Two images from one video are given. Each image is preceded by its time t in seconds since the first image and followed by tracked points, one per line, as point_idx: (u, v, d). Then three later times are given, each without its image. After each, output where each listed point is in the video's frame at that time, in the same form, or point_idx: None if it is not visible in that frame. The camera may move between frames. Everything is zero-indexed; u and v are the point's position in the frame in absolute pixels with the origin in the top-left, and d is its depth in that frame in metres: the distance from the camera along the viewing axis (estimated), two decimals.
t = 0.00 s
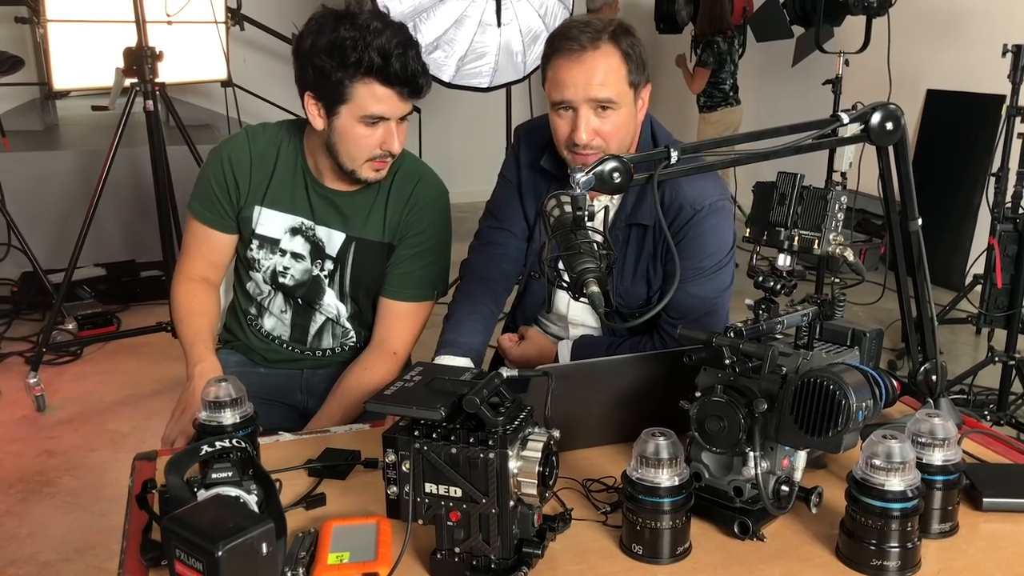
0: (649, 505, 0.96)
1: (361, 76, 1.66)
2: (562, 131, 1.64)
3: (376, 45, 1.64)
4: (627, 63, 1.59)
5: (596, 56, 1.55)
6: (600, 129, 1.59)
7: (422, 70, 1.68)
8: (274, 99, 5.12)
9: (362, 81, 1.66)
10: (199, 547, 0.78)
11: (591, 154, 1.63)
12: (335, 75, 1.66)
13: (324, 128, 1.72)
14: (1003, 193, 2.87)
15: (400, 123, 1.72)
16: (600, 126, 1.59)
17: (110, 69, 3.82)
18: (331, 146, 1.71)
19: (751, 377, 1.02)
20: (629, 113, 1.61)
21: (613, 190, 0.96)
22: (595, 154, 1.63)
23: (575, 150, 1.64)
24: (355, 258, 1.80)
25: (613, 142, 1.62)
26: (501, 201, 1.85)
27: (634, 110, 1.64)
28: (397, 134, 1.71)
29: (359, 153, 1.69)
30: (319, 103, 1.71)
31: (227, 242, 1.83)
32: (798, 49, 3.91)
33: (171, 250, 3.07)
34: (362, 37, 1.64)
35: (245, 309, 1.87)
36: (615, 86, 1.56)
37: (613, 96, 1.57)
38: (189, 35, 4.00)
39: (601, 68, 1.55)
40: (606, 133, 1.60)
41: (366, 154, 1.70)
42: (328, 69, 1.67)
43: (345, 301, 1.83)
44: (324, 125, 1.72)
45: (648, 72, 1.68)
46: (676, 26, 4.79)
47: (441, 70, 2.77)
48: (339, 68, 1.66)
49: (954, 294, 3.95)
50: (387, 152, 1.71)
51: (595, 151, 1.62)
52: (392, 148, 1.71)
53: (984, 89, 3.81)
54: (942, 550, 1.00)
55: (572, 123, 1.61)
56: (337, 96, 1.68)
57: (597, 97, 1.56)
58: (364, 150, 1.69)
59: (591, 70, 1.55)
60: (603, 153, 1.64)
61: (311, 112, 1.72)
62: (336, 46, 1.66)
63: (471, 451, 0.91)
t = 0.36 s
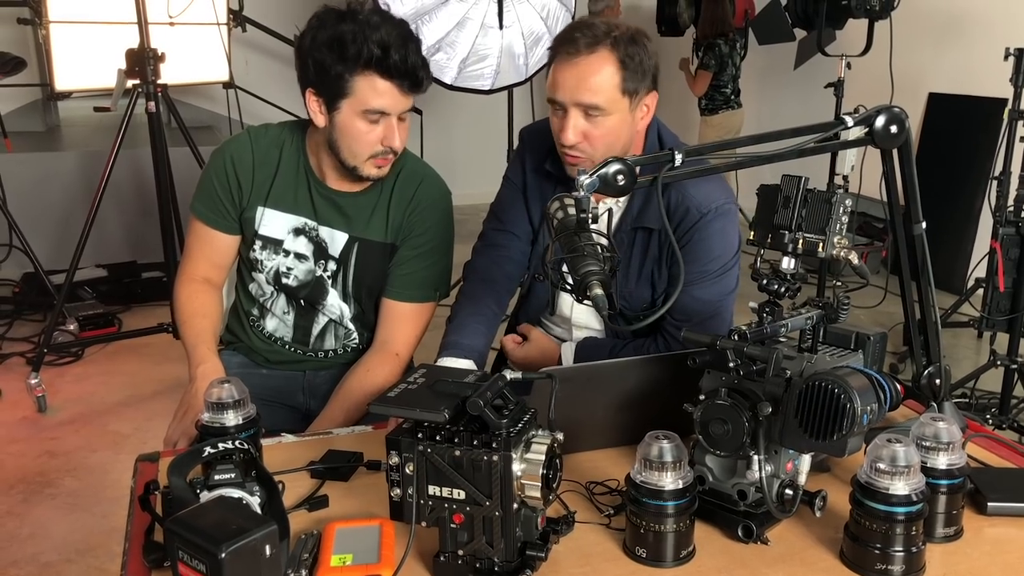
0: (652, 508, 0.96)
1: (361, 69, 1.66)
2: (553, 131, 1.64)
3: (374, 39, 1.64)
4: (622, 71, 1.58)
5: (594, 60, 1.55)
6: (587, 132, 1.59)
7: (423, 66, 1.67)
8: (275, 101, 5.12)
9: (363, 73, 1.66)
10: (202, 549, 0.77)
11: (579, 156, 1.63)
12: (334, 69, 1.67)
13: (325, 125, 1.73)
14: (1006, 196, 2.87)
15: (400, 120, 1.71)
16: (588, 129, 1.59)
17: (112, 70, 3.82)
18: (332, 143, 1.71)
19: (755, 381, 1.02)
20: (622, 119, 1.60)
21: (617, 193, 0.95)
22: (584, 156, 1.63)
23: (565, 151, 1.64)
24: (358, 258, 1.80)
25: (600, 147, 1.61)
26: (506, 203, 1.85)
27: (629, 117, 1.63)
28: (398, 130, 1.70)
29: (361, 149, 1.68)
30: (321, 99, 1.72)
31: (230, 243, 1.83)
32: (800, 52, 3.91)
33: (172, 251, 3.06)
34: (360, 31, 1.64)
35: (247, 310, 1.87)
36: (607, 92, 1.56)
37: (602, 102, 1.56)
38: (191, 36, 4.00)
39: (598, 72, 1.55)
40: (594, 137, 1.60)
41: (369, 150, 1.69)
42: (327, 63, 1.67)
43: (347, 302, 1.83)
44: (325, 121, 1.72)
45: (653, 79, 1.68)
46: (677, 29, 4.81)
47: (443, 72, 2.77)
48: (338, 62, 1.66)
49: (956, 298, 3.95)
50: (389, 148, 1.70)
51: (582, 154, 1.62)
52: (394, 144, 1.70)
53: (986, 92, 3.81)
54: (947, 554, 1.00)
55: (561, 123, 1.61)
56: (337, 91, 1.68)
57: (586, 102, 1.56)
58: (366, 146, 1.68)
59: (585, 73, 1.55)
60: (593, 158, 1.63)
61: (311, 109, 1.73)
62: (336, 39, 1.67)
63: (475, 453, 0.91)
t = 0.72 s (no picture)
0: (652, 508, 0.95)
1: (355, 56, 1.66)
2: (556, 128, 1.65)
3: (367, 26, 1.65)
4: (625, 74, 1.57)
5: (596, 61, 1.55)
6: (585, 131, 1.59)
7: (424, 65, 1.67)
8: (275, 99, 5.11)
9: (357, 62, 1.66)
10: (200, 548, 0.77)
11: (578, 154, 1.63)
12: (329, 59, 1.67)
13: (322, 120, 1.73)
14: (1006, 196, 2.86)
15: (398, 108, 1.71)
16: (586, 129, 1.59)
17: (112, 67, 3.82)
18: (330, 137, 1.71)
19: (756, 381, 1.01)
20: (623, 123, 1.60)
21: (618, 192, 0.95)
22: (583, 156, 1.63)
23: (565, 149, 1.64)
24: (356, 257, 1.79)
25: (599, 147, 1.61)
26: (508, 201, 1.84)
27: (631, 121, 1.62)
28: (396, 119, 1.71)
29: (359, 140, 1.68)
30: (316, 94, 1.72)
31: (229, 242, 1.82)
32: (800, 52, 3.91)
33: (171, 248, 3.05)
34: (352, 20, 1.66)
35: (246, 308, 1.86)
36: (607, 94, 1.55)
37: (601, 105, 1.56)
38: (191, 33, 4.00)
39: (599, 73, 1.55)
40: (591, 137, 1.60)
41: (367, 141, 1.68)
42: (322, 52, 1.68)
43: (346, 301, 1.83)
44: (321, 116, 1.72)
45: (660, 86, 1.66)
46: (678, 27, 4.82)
47: (443, 70, 2.77)
48: (333, 51, 1.67)
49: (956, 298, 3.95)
50: (388, 138, 1.70)
51: (581, 153, 1.62)
52: (392, 133, 1.70)
53: (986, 93, 3.80)
54: (948, 555, 0.99)
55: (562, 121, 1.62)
56: (332, 82, 1.68)
57: (584, 102, 1.56)
58: (365, 136, 1.68)
59: (585, 74, 1.55)
60: (592, 157, 1.63)
61: (308, 104, 1.74)
62: (331, 30, 1.67)
63: (474, 452, 0.90)
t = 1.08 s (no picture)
0: (651, 507, 0.95)
1: (345, 16, 1.66)
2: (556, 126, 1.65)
3: None
4: (627, 75, 1.57)
5: (597, 60, 1.54)
6: (583, 130, 1.59)
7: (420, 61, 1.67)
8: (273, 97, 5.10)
9: (346, 20, 1.66)
10: (196, 549, 0.76)
11: (576, 152, 1.63)
12: (318, 18, 1.67)
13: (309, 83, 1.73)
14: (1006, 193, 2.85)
15: (384, 70, 1.72)
16: (584, 128, 1.59)
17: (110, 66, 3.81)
18: (316, 102, 1.71)
19: (755, 379, 1.01)
20: (622, 123, 1.59)
21: (617, 190, 0.94)
22: (580, 154, 1.63)
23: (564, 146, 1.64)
24: (348, 240, 1.79)
25: (595, 147, 1.62)
26: (507, 200, 1.83)
27: (631, 122, 1.62)
28: (383, 80, 1.72)
29: (346, 101, 1.69)
30: (303, 56, 1.72)
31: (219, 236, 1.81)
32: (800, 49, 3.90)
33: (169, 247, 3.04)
34: None
35: (240, 306, 1.85)
36: (607, 94, 1.55)
37: (600, 105, 1.56)
38: (189, 32, 3.99)
39: (599, 73, 1.54)
40: (589, 136, 1.60)
41: (354, 102, 1.70)
42: (311, 14, 1.67)
43: (339, 285, 1.82)
44: (308, 82, 1.73)
45: (663, 88, 1.65)
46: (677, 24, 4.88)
47: (442, 68, 2.76)
48: (323, 9, 1.66)
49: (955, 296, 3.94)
50: (375, 99, 1.71)
51: (579, 152, 1.62)
52: (379, 94, 1.72)
53: (986, 90, 3.79)
54: (948, 554, 0.99)
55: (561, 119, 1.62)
56: (321, 41, 1.68)
57: (583, 101, 1.56)
58: (350, 97, 1.69)
59: (585, 74, 1.55)
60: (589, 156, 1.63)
61: (295, 67, 1.74)
62: None
63: (472, 452, 0.90)
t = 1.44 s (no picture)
0: (651, 506, 0.95)
1: None
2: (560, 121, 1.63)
3: None
4: (635, 64, 1.57)
5: (605, 50, 1.54)
6: (593, 123, 1.58)
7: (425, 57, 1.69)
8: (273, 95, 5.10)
9: None
10: (196, 548, 0.76)
11: (583, 147, 1.61)
12: None
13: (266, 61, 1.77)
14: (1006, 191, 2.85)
15: (338, 44, 1.76)
16: (594, 120, 1.58)
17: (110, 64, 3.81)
18: (276, 78, 1.75)
19: (755, 378, 1.01)
20: (631, 113, 1.59)
21: (617, 188, 0.94)
22: (588, 148, 1.61)
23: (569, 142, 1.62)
24: (335, 201, 1.82)
25: (604, 139, 1.60)
26: (504, 197, 1.83)
27: (638, 113, 1.61)
28: (337, 51, 1.76)
29: (303, 75, 1.74)
30: (259, 36, 1.76)
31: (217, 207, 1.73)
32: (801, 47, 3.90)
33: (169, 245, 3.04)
34: None
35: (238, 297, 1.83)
36: (616, 84, 1.54)
37: (610, 94, 1.54)
38: (190, 30, 3.99)
39: (608, 62, 1.53)
40: (599, 128, 1.59)
41: (310, 76, 1.74)
42: None
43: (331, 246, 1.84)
44: (266, 58, 1.76)
45: (665, 78, 1.66)
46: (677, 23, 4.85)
47: (441, 66, 2.75)
48: None
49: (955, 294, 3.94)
50: (330, 71, 1.76)
51: (587, 146, 1.60)
52: (334, 66, 1.76)
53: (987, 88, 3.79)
54: (948, 553, 0.99)
55: (568, 113, 1.60)
56: (275, 20, 1.72)
57: (594, 92, 1.55)
58: (308, 72, 1.74)
59: (597, 64, 1.53)
60: (596, 149, 1.62)
61: (253, 47, 1.77)
62: None
63: (472, 450, 0.90)
